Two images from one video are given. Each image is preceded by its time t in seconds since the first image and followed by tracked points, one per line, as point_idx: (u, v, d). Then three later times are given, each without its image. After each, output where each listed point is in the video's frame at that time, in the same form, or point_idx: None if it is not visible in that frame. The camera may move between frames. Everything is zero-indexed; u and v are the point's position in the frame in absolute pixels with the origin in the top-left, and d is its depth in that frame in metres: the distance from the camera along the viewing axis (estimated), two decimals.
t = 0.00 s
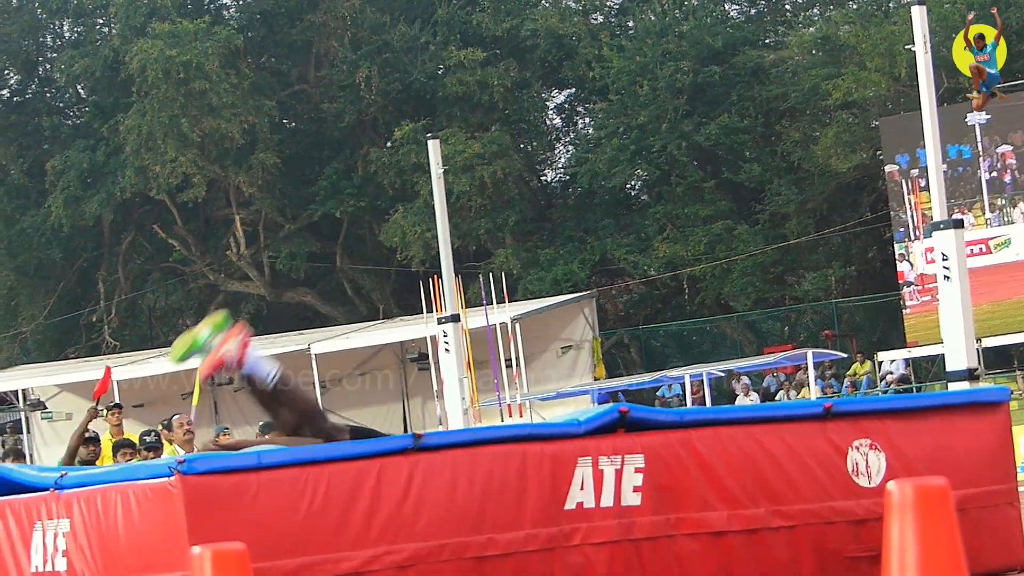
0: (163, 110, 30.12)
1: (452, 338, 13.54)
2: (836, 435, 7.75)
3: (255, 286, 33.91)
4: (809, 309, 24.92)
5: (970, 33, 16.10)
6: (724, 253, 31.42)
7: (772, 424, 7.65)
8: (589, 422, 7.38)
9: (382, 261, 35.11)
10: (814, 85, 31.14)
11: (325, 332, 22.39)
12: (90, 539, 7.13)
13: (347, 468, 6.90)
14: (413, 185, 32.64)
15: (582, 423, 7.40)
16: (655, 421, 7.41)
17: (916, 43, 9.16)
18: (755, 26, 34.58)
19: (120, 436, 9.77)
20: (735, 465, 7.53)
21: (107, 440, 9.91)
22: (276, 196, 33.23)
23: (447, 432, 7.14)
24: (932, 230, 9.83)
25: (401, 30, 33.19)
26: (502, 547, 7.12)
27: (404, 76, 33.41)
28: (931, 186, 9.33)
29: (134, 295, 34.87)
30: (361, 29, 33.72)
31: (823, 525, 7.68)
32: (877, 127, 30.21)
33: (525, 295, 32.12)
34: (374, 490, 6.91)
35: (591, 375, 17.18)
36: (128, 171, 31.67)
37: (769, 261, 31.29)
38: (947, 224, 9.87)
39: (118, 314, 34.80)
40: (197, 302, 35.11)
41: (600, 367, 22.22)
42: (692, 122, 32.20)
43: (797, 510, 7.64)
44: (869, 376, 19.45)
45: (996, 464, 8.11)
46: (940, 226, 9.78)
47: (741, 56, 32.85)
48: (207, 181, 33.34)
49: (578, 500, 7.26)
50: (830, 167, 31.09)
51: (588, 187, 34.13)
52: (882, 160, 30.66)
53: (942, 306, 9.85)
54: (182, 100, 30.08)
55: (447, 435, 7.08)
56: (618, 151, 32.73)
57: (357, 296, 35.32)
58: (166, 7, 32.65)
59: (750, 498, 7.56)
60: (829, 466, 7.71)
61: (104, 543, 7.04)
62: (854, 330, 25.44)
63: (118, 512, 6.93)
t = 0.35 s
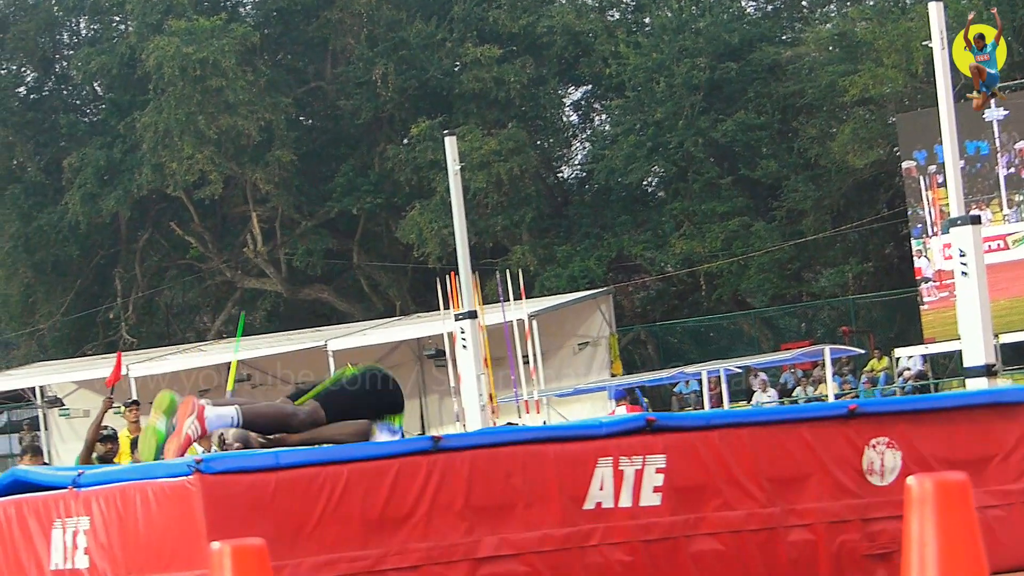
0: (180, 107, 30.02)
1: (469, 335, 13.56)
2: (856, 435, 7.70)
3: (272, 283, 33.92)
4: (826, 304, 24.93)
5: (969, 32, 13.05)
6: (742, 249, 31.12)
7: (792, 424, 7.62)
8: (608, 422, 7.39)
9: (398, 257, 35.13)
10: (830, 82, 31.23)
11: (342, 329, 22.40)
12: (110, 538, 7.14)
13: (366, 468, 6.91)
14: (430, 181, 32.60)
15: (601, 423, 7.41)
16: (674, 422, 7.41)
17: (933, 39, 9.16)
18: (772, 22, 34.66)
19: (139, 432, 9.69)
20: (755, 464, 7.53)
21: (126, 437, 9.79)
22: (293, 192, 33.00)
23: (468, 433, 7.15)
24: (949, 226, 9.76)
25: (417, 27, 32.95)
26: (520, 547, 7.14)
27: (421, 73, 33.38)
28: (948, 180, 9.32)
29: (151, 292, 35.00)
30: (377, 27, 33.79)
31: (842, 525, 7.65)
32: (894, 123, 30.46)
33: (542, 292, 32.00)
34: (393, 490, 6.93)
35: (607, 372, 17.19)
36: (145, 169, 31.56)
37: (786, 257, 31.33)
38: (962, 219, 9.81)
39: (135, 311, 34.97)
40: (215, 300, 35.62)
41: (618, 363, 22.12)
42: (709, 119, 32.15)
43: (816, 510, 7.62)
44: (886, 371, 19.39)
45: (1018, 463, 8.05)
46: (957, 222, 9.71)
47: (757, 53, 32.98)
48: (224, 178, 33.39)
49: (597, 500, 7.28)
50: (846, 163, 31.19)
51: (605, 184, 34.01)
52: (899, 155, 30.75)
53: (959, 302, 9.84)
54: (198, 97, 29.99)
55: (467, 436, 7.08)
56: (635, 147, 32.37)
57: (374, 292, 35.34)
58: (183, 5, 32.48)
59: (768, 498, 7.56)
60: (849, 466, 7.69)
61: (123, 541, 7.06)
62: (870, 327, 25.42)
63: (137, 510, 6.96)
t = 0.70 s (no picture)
0: (198, 103, 30.16)
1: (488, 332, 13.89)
2: (875, 429, 7.73)
3: (290, 279, 33.92)
4: (845, 298, 24.85)
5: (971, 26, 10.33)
6: (760, 245, 31.32)
7: (812, 419, 7.64)
8: (628, 418, 7.39)
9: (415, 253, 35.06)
10: (849, 75, 31.44)
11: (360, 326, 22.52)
12: (132, 535, 7.14)
13: (386, 464, 6.91)
14: (448, 177, 32.46)
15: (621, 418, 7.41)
16: (695, 417, 7.41)
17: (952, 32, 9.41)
18: (790, 15, 34.15)
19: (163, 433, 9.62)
20: (774, 459, 7.54)
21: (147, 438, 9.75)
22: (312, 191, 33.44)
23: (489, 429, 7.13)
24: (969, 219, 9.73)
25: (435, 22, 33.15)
26: (538, 542, 7.14)
27: (439, 68, 33.22)
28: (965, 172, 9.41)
29: (169, 289, 35.05)
30: (394, 22, 33.73)
31: (860, 519, 7.68)
32: (912, 117, 30.57)
33: (560, 287, 32.01)
34: (413, 485, 6.95)
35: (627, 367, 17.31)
36: (163, 166, 31.70)
37: (806, 251, 31.15)
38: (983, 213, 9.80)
39: (153, 307, 35.09)
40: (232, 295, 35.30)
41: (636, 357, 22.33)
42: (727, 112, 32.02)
43: (834, 504, 7.65)
44: (905, 366, 19.40)
45: None
46: (977, 216, 9.69)
47: (776, 47, 32.77)
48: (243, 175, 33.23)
49: (616, 495, 7.30)
50: (866, 157, 31.23)
51: (624, 179, 34.03)
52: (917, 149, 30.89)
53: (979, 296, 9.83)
54: (216, 94, 30.06)
55: (488, 433, 7.08)
56: (652, 141, 32.41)
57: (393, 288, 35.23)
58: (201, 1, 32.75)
59: (786, 492, 7.58)
60: (867, 460, 7.71)
61: (144, 536, 7.07)
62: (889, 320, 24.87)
63: (158, 505, 6.96)
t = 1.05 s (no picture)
0: (216, 99, 29.92)
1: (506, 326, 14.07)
2: (895, 423, 7.73)
3: (310, 275, 33.92)
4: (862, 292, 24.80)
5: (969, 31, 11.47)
6: (779, 237, 31.06)
7: (833, 413, 7.62)
8: (648, 412, 7.38)
9: (434, 248, 34.91)
10: (867, 68, 30.77)
11: (378, 321, 22.62)
12: (152, 533, 7.14)
13: (405, 460, 6.90)
14: (466, 171, 32.39)
15: (640, 413, 7.40)
16: (714, 412, 7.40)
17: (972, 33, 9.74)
18: (808, 8, 33.95)
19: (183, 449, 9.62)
20: (794, 453, 7.54)
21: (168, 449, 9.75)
22: (331, 185, 33.23)
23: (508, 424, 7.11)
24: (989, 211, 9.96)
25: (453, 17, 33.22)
26: (557, 537, 7.14)
27: (456, 63, 33.27)
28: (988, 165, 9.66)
29: (188, 285, 35.14)
30: (412, 17, 33.58)
31: (880, 513, 7.67)
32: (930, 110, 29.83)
33: (579, 282, 31.97)
34: (432, 480, 6.94)
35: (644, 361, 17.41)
36: (182, 161, 31.79)
37: (824, 245, 30.95)
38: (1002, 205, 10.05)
39: (172, 304, 35.02)
40: (252, 292, 35.30)
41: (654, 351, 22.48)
42: (745, 107, 32.02)
43: (854, 499, 7.64)
44: (923, 359, 19.45)
45: None
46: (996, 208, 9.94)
47: (794, 40, 32.42)
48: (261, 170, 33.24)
49: (635, 490, 7.29)
50: (884, 151, 30.78)
51: (642, 173, 34.15)
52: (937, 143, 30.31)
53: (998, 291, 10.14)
54: (235, 89, 29.86)
55: (507, 428, 7.05)
56: (671, 136, 32.64)
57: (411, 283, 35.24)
58: None
59: (806, 486, 7.57)
60: (887, 453, 7.71)
61: (164, 534, 7.06)
62: (909, 314, 24.93)
63: (177, 503, 6.96)
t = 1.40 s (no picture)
0: (238, 94, 30.00)
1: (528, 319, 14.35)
2: (917, 416, 7.75)
3: (331, 269, 33.86)
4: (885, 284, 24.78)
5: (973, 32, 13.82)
6: (801, 231, 30.93)
7: (857, 406, 7.64)
8: (671, 406, 7.38)
9: (456, 242, 34.92)
10: (889, 60, 30.81)
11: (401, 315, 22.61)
12: (175, 528, 7.14)
13: (428, 453, 6.89)
14: (488, 165, 32.42)
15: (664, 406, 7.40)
16: (737, 405, 7.41)
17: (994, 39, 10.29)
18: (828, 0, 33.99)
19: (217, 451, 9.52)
20: (817, 445, 7.55)
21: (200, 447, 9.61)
22: (352, 179, 33.14)
23: (530, 417, 7.09)
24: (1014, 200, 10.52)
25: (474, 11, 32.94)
26: (579, 531, 7.13)
27: (478, 58, 33.23)
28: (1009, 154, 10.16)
29: (210, 280, 34.93)
30: (433, 12, 33.36)
31: (903, 506, 7.71)
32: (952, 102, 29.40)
33: (601, 275, 31.91)
34: (455, 474, 6.93)
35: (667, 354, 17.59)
36: (203, 156, 31.58)
37: (847, 238, 30.70)
38: None
39: (195, 298, 34.62)
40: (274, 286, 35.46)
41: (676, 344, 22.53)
42: (767, 100, 32.07)
43: (877, 491, 7.67)
44: (945, 351, 19.57)
45: None
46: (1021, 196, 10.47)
47: (815, 33, 32.47)
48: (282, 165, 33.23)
49: (658, 483, 7.31)
50: (906, 143, 30.56)
51: (663, 167, 34.18)
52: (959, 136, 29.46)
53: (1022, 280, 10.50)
54: (256, 84, 29.89)
55: (530, 421, 7.03)
56: (692, 129, 32.55)
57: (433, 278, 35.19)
58: None
59: (829, 480, 7.58)
60: (910, 446, 7.73)
61: (188, 529, 7.07)
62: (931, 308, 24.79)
63: (200, 497, 6.97)
